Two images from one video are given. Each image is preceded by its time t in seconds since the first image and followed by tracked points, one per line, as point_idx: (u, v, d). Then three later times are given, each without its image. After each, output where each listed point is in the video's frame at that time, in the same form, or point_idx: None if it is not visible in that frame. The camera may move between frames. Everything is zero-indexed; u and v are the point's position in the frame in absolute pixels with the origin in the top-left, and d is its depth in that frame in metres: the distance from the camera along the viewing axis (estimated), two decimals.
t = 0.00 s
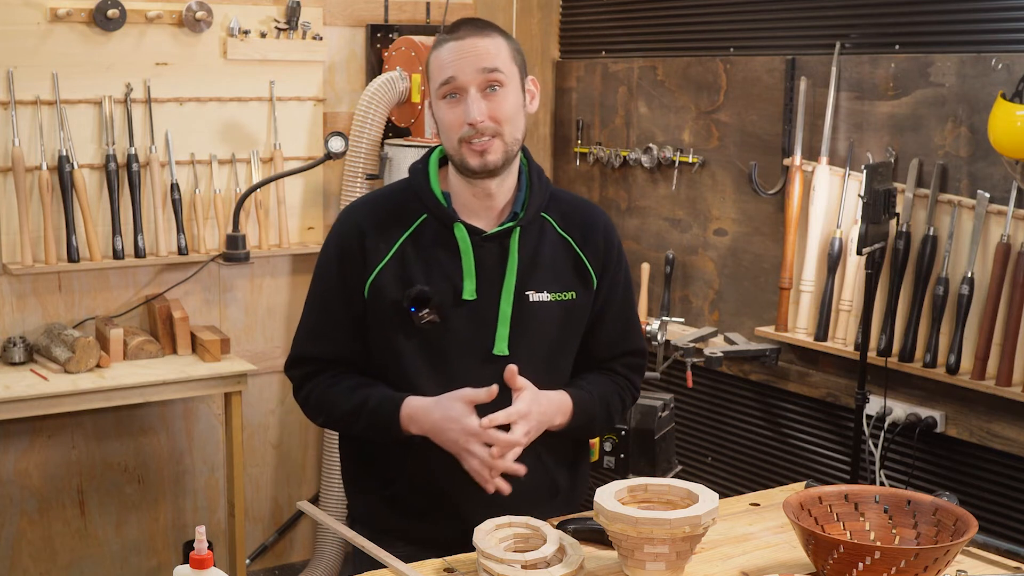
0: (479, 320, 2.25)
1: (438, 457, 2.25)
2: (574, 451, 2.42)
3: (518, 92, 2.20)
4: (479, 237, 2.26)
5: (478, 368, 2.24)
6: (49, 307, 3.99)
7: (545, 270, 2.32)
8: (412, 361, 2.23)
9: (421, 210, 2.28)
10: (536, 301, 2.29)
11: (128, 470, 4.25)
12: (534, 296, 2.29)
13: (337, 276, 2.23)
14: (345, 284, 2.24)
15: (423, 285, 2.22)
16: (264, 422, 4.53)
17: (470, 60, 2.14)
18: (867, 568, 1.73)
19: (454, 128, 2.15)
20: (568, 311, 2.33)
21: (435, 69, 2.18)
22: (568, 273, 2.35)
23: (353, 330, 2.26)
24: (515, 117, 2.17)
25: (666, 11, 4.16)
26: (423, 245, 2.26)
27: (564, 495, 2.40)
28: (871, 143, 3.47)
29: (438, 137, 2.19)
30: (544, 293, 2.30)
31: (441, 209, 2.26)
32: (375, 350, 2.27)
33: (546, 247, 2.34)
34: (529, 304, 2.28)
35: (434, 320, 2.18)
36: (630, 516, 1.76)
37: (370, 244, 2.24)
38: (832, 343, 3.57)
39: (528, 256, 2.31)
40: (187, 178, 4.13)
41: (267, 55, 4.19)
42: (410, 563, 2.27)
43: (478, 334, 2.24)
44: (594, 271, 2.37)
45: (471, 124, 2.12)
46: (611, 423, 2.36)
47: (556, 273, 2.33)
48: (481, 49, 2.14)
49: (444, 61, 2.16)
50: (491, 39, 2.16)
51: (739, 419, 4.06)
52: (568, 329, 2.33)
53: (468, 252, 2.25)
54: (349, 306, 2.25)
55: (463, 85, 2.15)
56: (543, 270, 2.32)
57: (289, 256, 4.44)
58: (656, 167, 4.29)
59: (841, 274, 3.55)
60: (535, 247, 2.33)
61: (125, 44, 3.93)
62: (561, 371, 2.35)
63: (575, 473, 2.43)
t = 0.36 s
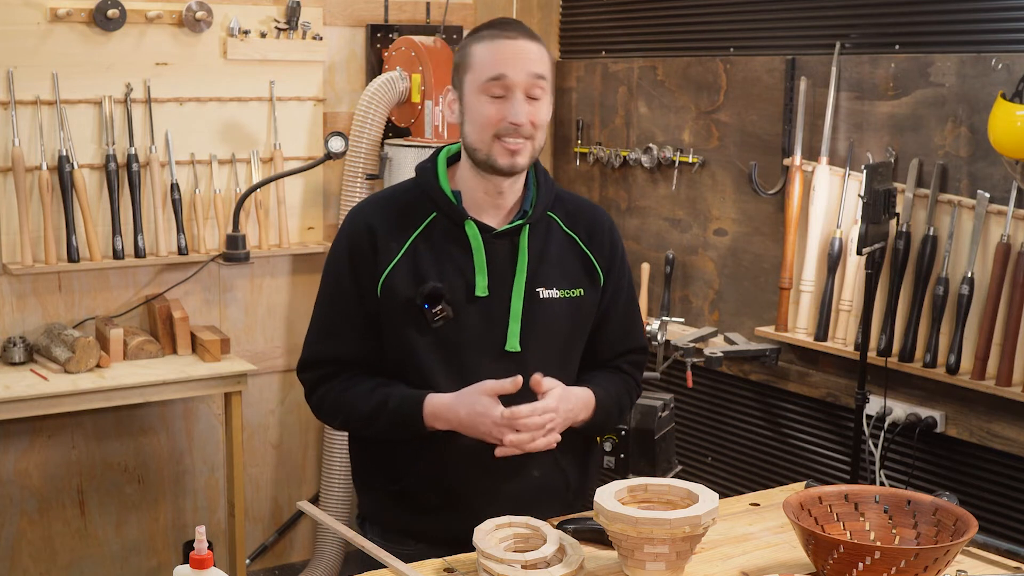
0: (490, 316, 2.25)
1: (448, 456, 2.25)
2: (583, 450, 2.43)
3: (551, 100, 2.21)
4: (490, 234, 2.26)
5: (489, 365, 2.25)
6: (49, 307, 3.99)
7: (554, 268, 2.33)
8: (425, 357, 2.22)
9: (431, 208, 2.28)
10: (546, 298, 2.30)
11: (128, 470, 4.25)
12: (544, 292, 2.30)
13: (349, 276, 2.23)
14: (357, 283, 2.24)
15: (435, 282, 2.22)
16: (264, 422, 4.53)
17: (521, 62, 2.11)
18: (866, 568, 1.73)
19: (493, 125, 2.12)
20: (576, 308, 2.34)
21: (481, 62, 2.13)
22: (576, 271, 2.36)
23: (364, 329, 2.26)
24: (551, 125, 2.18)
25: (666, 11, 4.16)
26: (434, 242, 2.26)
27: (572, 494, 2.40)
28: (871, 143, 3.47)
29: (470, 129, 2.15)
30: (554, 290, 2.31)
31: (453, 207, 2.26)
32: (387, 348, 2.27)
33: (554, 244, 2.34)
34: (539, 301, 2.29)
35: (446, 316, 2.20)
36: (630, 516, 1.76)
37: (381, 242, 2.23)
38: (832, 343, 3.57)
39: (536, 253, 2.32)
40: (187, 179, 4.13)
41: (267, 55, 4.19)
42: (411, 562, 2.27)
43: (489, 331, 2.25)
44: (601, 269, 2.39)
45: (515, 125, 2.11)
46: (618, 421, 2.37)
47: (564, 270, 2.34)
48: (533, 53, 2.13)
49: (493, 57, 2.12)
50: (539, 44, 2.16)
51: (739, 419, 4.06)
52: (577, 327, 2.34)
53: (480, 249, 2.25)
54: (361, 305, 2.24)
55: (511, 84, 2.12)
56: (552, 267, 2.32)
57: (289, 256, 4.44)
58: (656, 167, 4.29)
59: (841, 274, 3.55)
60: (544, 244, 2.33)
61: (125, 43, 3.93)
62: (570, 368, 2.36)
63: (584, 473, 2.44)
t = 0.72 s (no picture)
0: (484, 317, 2.25)
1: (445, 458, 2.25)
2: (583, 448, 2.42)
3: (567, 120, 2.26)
4: (480, 235, 2.27)
5: (483, 367, 2.24)
6: (49, 307, 3.99)
7: (547, 266, 2.33)
8: (417, 360, 2.22)
9: (421, 211, 2.28)
10: (539, 297, 2.30)
11: (128, 470, 4.25)
12: (537, 291, 2.30)
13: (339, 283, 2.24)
14: (348, 289, 2.25)
15: (426, 285, 2.22)
16: (264, 422, 4.53)
17: (568, 82, 2.14)
18: (867, 568, 1.73)
19: (527, 135, 2.14)
20: (571, 306, 2.34)
21: (530, 69, 2.13)
22: (570, 268, 2.37)
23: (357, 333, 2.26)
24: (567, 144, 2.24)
25: (666, 11, 4.16)
26: (424, 246, 2.26)
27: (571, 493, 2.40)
28: (871, 143, 3.47)
29: (500, 130, 2.15)
30: (547, 288, 2.32)
31: (443, 210, 2.25)
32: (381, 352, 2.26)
33: (547, 243, 2.35)
34: (532, 301, 2.29)
35: (438, 320, 2.20)
36: (630, 516, 1.76)
37: (371, 248, 2.24)
38: (832, 343, 3.57)
39: (529, 252, 2.33)
40: (187, 178, 4.13)
41: (268, 55, 4.19)
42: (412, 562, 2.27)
43: (482, 332, 2.24)
44: (596, 266, 2.40)
45: (549, 141, 2.14)
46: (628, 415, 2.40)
47: (558, 268, 2.35)
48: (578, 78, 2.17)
49: (545, 69, 2.12)
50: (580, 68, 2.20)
51: (739, 419, 4.06)
52: (572, 325, 2.34)
53: (470, 251, 2.25)
54: (352, 311, 2.25)
55: (555, 100, 2.14)
56: (545, 266, 2.33)
57: (289, 256, 4.44)
58: (656, 167, 4.29)
59: (841, 274, 3.56)
60: (537, 243, 2.34)
61: (125, 43, 3.93)
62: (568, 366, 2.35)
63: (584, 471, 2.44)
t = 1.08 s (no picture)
0: (482, 318, 2.25)
1: (443, 458, 2.24)
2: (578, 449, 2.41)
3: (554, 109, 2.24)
4: (479, 236, 2.26)
5: (480, 368, 2.24)
6: (49, 307, 3.99)
7: (548, 268, 2.33)
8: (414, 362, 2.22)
9: (419, 211, 2.28)
10: (539, 299, 2.30)
11: (128, 470, 4.25)
12: (537, 294, 2.30)
13: (333, 282, 2.24)
14: (341, 288, 2.25)
15: (423, 286, 2.22)
16: (264, 422, 4.53)
17: (541, 65, 2.13)
18: (867, 568, 1.73)
19: (505, 122, 2.13)
20: (572, 308, 2.34)
21: (501, 56, 2.13)
22: (572, 270, 2.36)
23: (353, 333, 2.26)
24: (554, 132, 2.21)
25: (666, 11, 4.16)
26: (421, 247, 2.26)
27: (568, 495, 2.38)
28: (871, 143, 3.47)
29: (479, 123, 2.15)
30: (547, 291, 2.31)
31: (441, 210, 2.25)
32: (377, 351, 2.26)
33: (550, 243, 2.35)
34: (532, 303, 2.29)
35: (435, 319, 2.19)
36: (630, 516, 1.76)
37: (366, 248, 2.24)
38: (832, 343, 3.57)
39: (531, 253, 2.32)
40: (187, 178, 4.13)
41: (268, 55, 4.19)
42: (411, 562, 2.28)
43: (479, 333, 2.24)
44: (599, 268, 2.40)
45: (528, 126, 2.12)
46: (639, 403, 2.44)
47: (559, 269, 2.35)
48: (552, 60, 2.16)
49: (514, 54, 2.12)
50: (556, 53, 2.19)
51: (739, 419, 4.06)
52: (571, 327, 2.34)
53: (469, 252, 2.25)
54: (347, 310, 2.26)
55: (528, 85, 2.13)
56: (546, 267, 2.33)
57: (289, 256, 4.44)
58: (656, 167, 4.29)
59: (841, 274, 3.56)
60: (539, 244, 2.34)
61: (125, 43, 3.93)
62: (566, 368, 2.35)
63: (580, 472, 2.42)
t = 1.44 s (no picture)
0: (490, 331, 2.25)
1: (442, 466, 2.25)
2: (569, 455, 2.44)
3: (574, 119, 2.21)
4: (491, 248, 2.26)
5: (484, 379, 2.25)
6: (49, 307, 3.99)
7: (555, 281, 2.33)
8: (418, 373, 2.22)
9: (428, 216, 2.26)
10: (545, 314, 2.30)
11: (128, 470, 4.25)
12: (544, 308, 2.30)
13: (339, 284, 2.22)
14: (347, 290, 2.23)
15: (433, 297, 2.22)
16: (264, 422, 4.53)
17: (558, 79, 2.10)
18: (866, 568, 1.73)
19: (519, 138, 2.11)
20: (574, 321, 2.36)
21: (517, 70, 2.11)
22: (577, 283, 2.37)
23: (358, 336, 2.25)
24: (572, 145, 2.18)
25: (666, 11, 4.16)
26: (430, 254, 2.25)
27: (557, 500, 2.42)
28: (871, 143, 3.47)
29: (493, 137, 2.14)
30: (553, 305, 2.32)
31: (454, 218, 2.24)
32: (380, 356, 2.26)
33: (558, 256, 2.36)
34: (538, 317, 2.29)
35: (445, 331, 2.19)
36: (630, 516, 1.76)
37: (375, 253, 2.22)
38: (832, 343, 3.57)
39: (539, 267, 2.32)
40: (187, 179, 4.13)
41: (268, 56, 4.19)
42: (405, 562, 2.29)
43: (486, 345, 2.25)
44: (603, 281, 2.42)
45: (541, 143, 2.10)
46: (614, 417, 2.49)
47: (566, 282, 2.35)
48: (571, 72, 2.12)
49: (531, 67, 2.09)
50: (576, 64, 2.15)
51: (739, 419, 4.06)
52: (574, 340, 2.36)
53: (481, 266, 2.24)
54: (352, 312, 2.24)
55: (544, 99, 2.10)
56: (553, 281, 2.33)
57: (289, 256, 4.44)
58: (656, 167, 4.29)
59: (841, 274, 3.56)
60: (547, 256, 2.34)
61: (125, 43, 3.93)
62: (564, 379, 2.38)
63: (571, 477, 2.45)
